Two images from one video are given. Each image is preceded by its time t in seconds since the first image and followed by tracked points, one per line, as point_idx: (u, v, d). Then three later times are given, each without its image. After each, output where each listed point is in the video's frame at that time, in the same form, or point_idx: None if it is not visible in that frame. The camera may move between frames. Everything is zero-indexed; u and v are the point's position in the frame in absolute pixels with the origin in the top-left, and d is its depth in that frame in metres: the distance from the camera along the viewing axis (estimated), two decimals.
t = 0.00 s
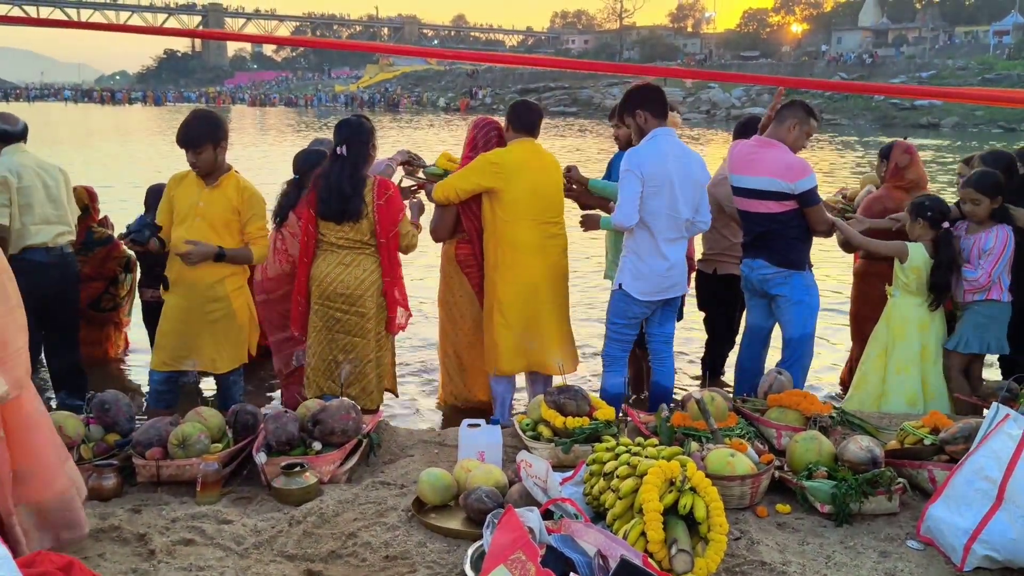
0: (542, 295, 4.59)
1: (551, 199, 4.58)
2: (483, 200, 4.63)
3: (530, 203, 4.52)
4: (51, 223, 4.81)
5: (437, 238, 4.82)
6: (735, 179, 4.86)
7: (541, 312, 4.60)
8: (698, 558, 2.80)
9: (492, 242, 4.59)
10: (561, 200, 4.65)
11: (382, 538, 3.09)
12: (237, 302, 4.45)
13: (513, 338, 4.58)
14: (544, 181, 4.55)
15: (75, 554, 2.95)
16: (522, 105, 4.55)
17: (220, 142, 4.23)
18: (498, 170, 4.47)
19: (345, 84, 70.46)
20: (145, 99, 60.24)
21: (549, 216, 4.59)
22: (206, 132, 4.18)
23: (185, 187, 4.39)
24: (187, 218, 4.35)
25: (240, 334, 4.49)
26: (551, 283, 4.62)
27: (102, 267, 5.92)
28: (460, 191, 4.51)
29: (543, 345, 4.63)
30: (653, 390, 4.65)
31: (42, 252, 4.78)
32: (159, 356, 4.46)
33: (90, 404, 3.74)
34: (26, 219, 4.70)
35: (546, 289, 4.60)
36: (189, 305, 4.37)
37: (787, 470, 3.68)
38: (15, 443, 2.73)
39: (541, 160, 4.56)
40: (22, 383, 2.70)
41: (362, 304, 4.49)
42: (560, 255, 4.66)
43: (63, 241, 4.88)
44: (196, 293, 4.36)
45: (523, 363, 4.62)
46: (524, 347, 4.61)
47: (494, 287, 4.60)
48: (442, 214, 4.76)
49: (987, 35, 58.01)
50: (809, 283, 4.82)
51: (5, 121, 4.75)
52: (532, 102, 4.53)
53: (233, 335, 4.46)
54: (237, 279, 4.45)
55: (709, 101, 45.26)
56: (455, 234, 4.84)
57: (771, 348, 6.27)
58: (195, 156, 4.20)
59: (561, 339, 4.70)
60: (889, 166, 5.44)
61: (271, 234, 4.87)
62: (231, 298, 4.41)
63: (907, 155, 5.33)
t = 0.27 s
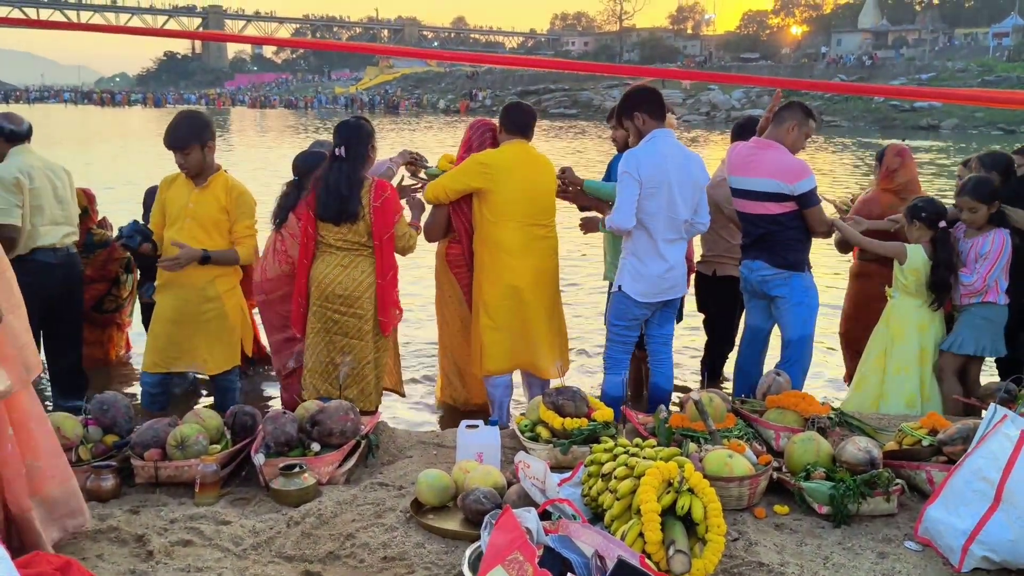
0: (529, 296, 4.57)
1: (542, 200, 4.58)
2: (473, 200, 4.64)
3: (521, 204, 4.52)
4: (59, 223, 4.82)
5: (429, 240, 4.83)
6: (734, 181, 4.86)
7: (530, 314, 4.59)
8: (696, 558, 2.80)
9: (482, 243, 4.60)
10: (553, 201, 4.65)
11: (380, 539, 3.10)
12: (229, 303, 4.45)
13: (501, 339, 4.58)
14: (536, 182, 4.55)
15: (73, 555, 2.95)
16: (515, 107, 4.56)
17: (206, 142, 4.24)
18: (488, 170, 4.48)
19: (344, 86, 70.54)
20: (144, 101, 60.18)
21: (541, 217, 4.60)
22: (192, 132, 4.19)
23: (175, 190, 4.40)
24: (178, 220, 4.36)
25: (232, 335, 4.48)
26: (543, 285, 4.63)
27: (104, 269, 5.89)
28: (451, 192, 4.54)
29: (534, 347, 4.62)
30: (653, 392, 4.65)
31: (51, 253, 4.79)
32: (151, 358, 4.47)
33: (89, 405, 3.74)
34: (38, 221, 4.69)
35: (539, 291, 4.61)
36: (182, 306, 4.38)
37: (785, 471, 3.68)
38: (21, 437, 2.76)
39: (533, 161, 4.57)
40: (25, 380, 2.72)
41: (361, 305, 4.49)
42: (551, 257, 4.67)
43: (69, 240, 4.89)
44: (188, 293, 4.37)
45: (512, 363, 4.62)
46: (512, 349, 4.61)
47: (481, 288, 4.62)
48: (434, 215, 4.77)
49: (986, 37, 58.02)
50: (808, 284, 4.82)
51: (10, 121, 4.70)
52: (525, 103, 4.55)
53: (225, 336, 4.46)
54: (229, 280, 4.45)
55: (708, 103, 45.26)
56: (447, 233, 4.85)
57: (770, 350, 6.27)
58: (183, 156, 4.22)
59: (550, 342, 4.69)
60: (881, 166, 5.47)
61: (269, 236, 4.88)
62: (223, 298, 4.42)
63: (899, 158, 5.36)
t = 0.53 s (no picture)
0: (524, 300, 4.57)
1: (539, 202, 4.56)
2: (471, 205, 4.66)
3: (518, 206, 4.50)
4: (62, 227, 4.84)
5: (432, 243, 4.88)
6: (735, 183, 4.86)
7: (521, 319, 4.57)
8: (694, 560, 2.80)
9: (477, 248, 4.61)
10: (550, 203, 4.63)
11: (379, 541, 3.09)
12: (209, 306, 4.45)
13: (494, 344, 4.60)
14: (533, 184, 4.53)
15: (71, 558, 2.95)
16: (516, 110, 4.55)
17: (185, 142, 4.24)
18: (483, 174, 4.48)
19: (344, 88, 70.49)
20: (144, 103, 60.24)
21: (538, 220, 4.58)
22: (170, 132, 4.20)
23: (156, 192, 4.42)
24: (157, 222, 4.36)
25: (212, 338, 4.48)
26: (540, 287, 4.62)
27: (104, 270, 5.89)
28: (449, 195, 4.56)
29: (525, 353, 4.60)
30: (652, 394, 4.65)
31: (52, 257, 4.80)
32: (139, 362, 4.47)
33: (87, 407, 3.73)
34: (41, 225, 4.72)
35: (535, 294, 4.60)
36: (164, 309, 4.39)
37: (784, 473, 3.68)
38: (17, 443, 2.76)
39: (530, 163, 4.55)
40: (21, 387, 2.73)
41: (360, 308, 4.49)
42: (548, 259, 4.65)
43: (70, 244, 4.90)
44: (168, 296, 4.37)
45: (504, 368, 4.61)
46: (506, 354, 4.61)
47: (475, 292, 4.64)
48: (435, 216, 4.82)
49: (986, 40, 58.09)
50: (807, 286, 4.82)
51: (12, 123, 4.71)
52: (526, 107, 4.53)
53: (206, 339, 4.46)
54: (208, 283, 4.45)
55: (708, 105, 45.29)
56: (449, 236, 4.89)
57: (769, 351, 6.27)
58: (161, 156, 4.22)
59: (544, 347, 4.68)
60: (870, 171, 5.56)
61: (270, 237, 4.88)
62: (204, 302, 4.42)
63: (885, 159, 5.46)
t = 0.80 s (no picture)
0: (520, 306, 4.56)
1: (535, 206, 4.54)
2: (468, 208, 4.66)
3: (514, 210, 4.49)
4: (62, 230, 4.84)
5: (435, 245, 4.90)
6: (734, 185, 4.86)
7: (512, 324, 4.57)
8: (694, 563, 2.79)
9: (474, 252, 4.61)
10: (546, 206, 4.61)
11: (378, 543, 3.09)
12: (181, 311, 4.46)
13: (489, 350, 4.60)
14: (530, 187, 4.51)
15: (69, 560, 2.94)
16: (518, 112, 4.53)
17: (159, 143, 4.22)
18: (479, 177, 4.48)
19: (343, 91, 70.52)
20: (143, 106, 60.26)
21: (534, 223, 4.56)
22: (143, 133, 4.18)
23: (133, 194, 4.41)
24: (131, 222, 4.36)
25: (183, 344, 4.49)
26: (536, 291, 4.61)
27: (103, 273, 5.89)
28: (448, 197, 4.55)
29: (515, 359, 4.59)
30: (651, 396, 4.65)
31: (52, 259, 4.79)
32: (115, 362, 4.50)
33: (85, 409, 3.72)
34: (42, 228, 4.71)
35: (530, 298, 4.59)
36: (135, 314, 4.40)
37: (784, 475, 3.67)
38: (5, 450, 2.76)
39: (528, 167, 4.53)
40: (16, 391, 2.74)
41: (357, 312, 4.48)
42: (544, 262, 4.64)
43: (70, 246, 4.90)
44: (139, 301, 4.38)
45: (494, 377, 4.61)
46: (500, 360, 4.60)
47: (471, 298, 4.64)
48: (435, 218, 4.84)
49: (985, 43, 58.18)
50: (807, 288, 4.82)
51: (13, 125, 4.68)
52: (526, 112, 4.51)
53: (177, 344, 4.48)
54: (182, 287, 4.46)
55: (706, 109, 45.32)
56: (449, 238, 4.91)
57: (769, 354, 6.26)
58: (134, 157, 4.21)
59: (538, 351, 4.67)
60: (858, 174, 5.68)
61: (271, 239, 4.87)
62: (176, 306, 4.43)
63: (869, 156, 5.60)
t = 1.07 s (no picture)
0: (504, 308, 4.56)
1: (523, 209, 4.55)
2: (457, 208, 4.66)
3: (501, 212, 4.49)
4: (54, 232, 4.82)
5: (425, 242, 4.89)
6: (728, 186, 4.86)
7: (496, 327, 4.56)
8: (687, 564, 2.79)
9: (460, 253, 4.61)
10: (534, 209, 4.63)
11: (370, 545, 3.08)
12: (159, 313, 4.45)
13: (473, 351, 4.60)
14: (518, 190, 4.52)
15: (60, 563, 2.93)
16: (508, 114, 4.53)
17: (132, 146, 4.21)
18: (470, 178, 4.48)
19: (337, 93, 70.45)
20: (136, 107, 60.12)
21: (522, 225, 4.57)
22: (116, 136, 4.17)
23: (106, 198, 4.40)
24: (106, 226, 4.34)
25: (161, 346, 4.47)
26: (523, 293, 4.61)
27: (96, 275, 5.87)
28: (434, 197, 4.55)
29: (499, 361, 4.58)
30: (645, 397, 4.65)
31: (44, 261, 4.77)
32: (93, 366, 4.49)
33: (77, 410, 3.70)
34: (34, 230, 4.69)
35: (517, 300, 4.59)
36: (113, 317, 4.38)
37: (777, 476, 3.68)
38: None
39: (516, 169, 4.53)
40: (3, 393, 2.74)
41: (345, 312, 4.47)
42: (531, 265, 4.66)
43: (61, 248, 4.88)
44: (115, 304, 4.37)
45: (480, 378, 4.60)
46: (486, 362, 4.60)
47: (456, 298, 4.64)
48: (425, 217, 4.85)
49: (977, 46, 58.42)
50: (800, 290, 4.83)
51: (5, 125, 4.64)
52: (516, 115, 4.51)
53: (156, 347, 4.47)
54: (158, 291, 4.45)
55: (700, 111, 45.40)
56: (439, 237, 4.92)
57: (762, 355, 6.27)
58: (107, 161, 4.20)
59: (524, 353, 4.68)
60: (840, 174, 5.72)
61: (266, 240, 4.85)
62: (152, 309, 4.42)
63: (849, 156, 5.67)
